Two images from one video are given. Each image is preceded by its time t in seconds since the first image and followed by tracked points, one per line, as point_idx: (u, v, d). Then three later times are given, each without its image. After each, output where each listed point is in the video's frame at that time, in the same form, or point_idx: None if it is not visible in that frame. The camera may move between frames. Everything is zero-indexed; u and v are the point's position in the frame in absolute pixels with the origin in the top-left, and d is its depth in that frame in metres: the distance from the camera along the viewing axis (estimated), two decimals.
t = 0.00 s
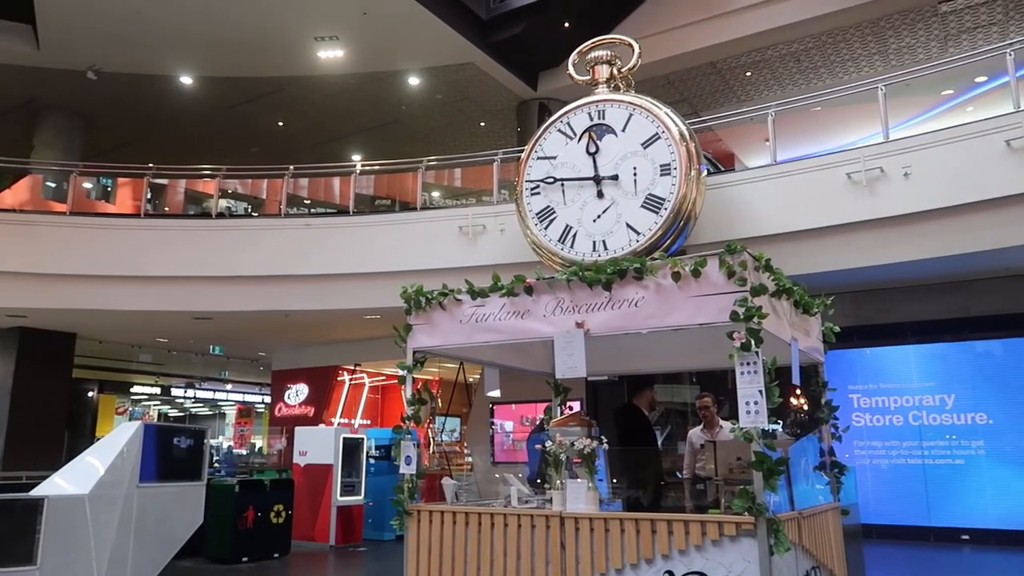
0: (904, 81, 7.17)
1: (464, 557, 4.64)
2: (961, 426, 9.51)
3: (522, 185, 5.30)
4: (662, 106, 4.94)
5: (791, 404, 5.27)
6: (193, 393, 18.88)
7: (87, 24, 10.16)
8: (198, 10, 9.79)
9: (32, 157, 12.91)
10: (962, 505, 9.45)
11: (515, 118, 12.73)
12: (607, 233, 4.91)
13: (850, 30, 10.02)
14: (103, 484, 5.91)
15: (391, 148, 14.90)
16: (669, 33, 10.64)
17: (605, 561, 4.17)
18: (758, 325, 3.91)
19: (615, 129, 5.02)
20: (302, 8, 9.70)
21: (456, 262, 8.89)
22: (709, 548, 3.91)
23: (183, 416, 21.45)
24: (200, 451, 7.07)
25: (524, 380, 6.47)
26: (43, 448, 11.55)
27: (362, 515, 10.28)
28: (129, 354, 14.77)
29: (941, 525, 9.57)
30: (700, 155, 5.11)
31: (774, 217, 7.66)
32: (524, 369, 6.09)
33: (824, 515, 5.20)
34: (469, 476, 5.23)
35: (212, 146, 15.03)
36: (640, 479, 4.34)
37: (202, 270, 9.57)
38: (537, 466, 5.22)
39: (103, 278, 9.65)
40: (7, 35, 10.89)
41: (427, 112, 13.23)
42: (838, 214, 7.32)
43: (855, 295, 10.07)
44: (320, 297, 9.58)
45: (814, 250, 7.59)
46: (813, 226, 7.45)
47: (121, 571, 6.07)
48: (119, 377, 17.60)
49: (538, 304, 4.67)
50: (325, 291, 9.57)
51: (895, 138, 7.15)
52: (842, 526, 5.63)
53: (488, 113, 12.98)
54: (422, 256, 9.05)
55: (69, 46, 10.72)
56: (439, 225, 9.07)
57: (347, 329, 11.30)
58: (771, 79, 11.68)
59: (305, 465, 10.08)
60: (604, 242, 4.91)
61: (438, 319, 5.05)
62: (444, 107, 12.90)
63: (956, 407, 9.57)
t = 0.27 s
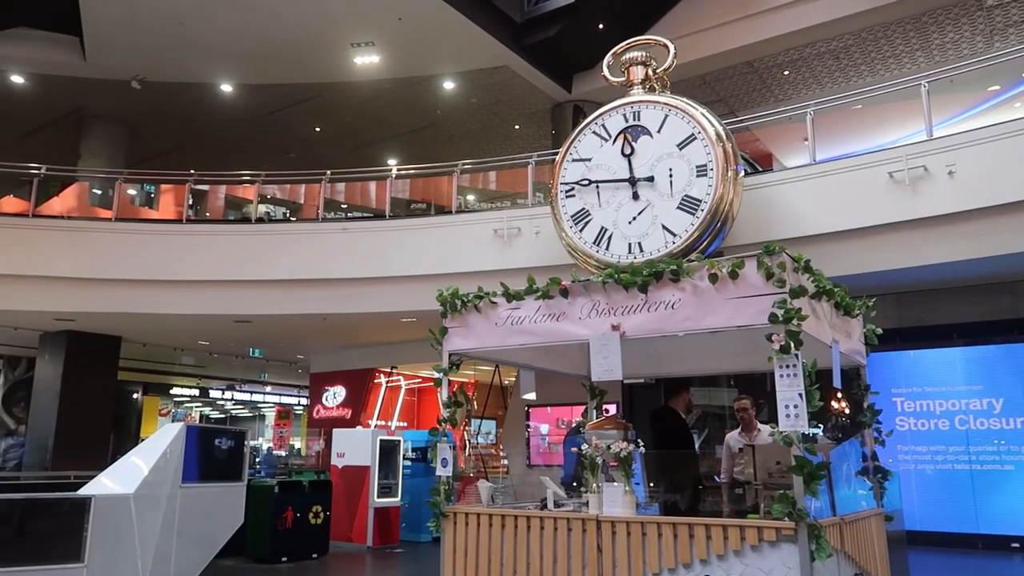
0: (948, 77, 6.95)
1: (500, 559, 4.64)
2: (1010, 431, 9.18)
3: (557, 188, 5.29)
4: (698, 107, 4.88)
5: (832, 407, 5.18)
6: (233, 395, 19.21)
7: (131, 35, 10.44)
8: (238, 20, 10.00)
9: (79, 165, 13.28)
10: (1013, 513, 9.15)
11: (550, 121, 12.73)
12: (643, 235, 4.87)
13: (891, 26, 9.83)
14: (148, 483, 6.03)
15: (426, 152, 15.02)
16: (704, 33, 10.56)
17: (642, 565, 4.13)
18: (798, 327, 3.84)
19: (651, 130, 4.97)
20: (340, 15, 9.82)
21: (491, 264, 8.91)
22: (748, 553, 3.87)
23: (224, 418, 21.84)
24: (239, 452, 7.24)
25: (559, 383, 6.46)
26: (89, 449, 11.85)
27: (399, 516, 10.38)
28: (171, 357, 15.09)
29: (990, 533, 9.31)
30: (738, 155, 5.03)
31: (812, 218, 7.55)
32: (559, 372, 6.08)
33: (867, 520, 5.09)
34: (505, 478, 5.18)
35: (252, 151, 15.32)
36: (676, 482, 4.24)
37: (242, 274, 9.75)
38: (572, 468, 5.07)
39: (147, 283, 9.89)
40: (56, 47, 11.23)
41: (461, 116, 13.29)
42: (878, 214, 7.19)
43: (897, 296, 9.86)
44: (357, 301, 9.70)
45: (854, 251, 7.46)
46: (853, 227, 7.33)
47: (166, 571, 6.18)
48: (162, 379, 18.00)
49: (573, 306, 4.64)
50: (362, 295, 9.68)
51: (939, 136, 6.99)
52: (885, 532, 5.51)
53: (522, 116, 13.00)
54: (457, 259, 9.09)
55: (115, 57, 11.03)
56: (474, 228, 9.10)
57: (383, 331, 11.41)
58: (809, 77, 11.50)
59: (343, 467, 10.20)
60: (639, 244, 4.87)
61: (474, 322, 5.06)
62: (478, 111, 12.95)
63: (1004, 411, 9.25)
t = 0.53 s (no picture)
0: (979, 75, 6.89)
1: (526, 561, 4.63)
2: None
3: (582, 189, 5.28)
4: (724, 106, 4.84)
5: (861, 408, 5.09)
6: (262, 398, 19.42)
7: (161, 42, 10.63)
8: (265, 26, 10.14)
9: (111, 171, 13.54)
10: None
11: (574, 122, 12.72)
12: (668, 236, 4.84)
13: (921, 22, 9.68)
14: (179, 484, 6.10)
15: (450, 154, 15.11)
16: (729, 33, 10.49)
17: (669, 567, 4.10)
18: (827, 328, 3.78)
19: (676, 130, 4.94)
20: (365, 19, 9.90)
21: (516, 266, 8.91)
22: (776, 557, 3.82)
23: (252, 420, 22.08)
24: (268, 453, 7.36)
25: (585, 385, 6.44)
26: (121, 450, 12.05)
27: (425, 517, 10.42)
28: (201, 360, 15.31)
29: None
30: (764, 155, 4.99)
31: (841, 218, 7.46)
32: (585, 373, 6.07)
33: (898, 524, 5.00)
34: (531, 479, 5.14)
35: (280, 156, 15.51)
36: (703, 485, 4.23)
37: (270, 278, 9.86)
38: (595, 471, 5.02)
39: (177, 287, 10.05)
40: (89, 56, 11.48)
41: (485, 119, 13.34)
42: (908, 213, 7.08)
43: (929, 296, 9.69)
44: (383, 303, 9.76)
45: (884, 251, 7.35)
46: (882, 226, 7.23)
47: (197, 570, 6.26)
48: (192, 382, 18.26)
49: (598, 308, 4.63)
50: (388, 297, 9.74)
51: (970, 134, 6.88)
52: (917, 535, 5.42)
53: (546, 117, 13.01)
54: (483, 262, 9.12)
55: (145, 64, 11.24)
56: (499, 230, 9.12)
57: (409, 334, 11.47)
58: (836, 75, 11.37)
59: (370, 469, 10.27)
60: (665, 246, 4.85)
61: (499, 324, 5.06)
62: (501, 113, 12.98)
63: None
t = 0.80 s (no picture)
0: (1011, 67, 6.76)
1: (551, 560, 4.63)
2: None
3: (605, 187, 5.27)
4: (749, 102, 4.79)
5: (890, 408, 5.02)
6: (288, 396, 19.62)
7: (188, 46, 10.78)
8: (290, 29, 10.25)
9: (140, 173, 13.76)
10: None
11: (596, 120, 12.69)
12: (693, 234, 4.81)
13: (950, 15, 9.52)
14: (209, 482, 6.18)
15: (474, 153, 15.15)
16: (753, 28, 10.39)
17: (695, 567, 4.08)
18: (854, 325, 3.74)
19: (700, 127, 4.90)
20: (388, 20, 9.96)
21: (540, 265, 8.90)
22: (804, 557, 3.79)
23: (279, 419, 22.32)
24: (295, 451, 7.43)
25: (610, 384, 6.43)
26: (151, 448, 12.25)
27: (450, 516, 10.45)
28: (228, 359, 15.50)
29: None
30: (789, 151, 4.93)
31: (870, 213, 7.36)
32: (609, 372, 6.06)
33: (928, 524, 4.93)
34: (555, 478, 5.14)
35: (305, 157, 15.65)
36: (729, 484, 4.17)
37: (296, 278, 9.96)
38: (621, 469, 5.00)
39: (205, 287, 10.19)
40: (118, 60, 11.69)
41: (508, 118, 13.35)
42: (937, 209, 6.97)
43: (960, 293, 9.52)
44: (408, 302, 9.81)
45: (914, 247, 7.24)
46: (910, 222, 7.13)
47: (226, 567, 6.35)
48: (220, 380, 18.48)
49: (622, 306, 4.60)
50: (413, 296, 9.80)
51: (1002, 127, 6.73)
52: (948, 536, 5.34)
53: (569, 116, 12.99)
54: (507, 260, 9.12)
55: (172, 68, 11.41)
56: (523, 229, 9.13)
57: (433, 332, 11.52)
58: (863, 69, 11.22)
59: (395, 467, 10.31)
60: (690, 243, 4.81)
61: (523, 322, 5.06)
62: (524, 112, 12.99)
63: None
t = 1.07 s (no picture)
0: None
1: (576, 561, 4.62)
2: None
3: (629, 187, 5.25)
4: (774, 100, 4.75)
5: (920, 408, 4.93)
6: (313, 397, 19.79)
7: (213, 51, 10.92)
8: (314, 32, 10.34)
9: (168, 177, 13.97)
10: None
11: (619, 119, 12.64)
12: (717, 233, 4.77)
13: (980, 8, 9.36)
14: (236, 481, 6.24)
15: (497, 154, 15.18)
16: (777, 25, 10.30)
17: (721, 569, 4.05)
18: (882, 325, 3.68)
19: (725, 126, 4.86)
20: (412, 22, 10.01)
21: (564, 265, 8.89)
22: (832, 559, 3.73)
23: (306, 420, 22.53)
24: (320, 451, 7.49)
25: (634, 384, 6.40)
26: (180, 448, 12.42)
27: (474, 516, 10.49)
28: (254, 360, 15.67)
29: None
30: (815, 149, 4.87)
31: (899, 211, 7.26)
32: (634, 373, 6.04)
33: (960, 526, 4.84)
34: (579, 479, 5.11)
35: (330, 159, 15.79)
36: (756, 485, 4.17)
37: (321, 279, 10.04)
38: (645, 469, 4.97)
39: (232, 289, 10.32)
40: (146, 66, 11.87)
41: (531, 118, 13.35)
42: (968, 205, 6.86)
43: (991, 292, 9.39)
44: (432, 303, 9.84)
45: (943, 245, 7.12)
46: (940, 219, 7.02)
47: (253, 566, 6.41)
48: (247, 381, 18.69)
49: (646, 306, 4.58)
50: (437, 297, 9.83)
51: None
52: (980, 538, 5.24)
53: (591, 115, 12.96)
54: (531, 261, 9.12)
55: (198, 72, 11.56)
56: (546, 229, 9.12)
57: (458, 333, 11.56)
58: (890, 66, 11.07)
59: (420, 467, 10.36)
60: (714, 243, 4.77)
61: (546, 323, 5.06)
62: (547, 112, 12.99)
63: None
